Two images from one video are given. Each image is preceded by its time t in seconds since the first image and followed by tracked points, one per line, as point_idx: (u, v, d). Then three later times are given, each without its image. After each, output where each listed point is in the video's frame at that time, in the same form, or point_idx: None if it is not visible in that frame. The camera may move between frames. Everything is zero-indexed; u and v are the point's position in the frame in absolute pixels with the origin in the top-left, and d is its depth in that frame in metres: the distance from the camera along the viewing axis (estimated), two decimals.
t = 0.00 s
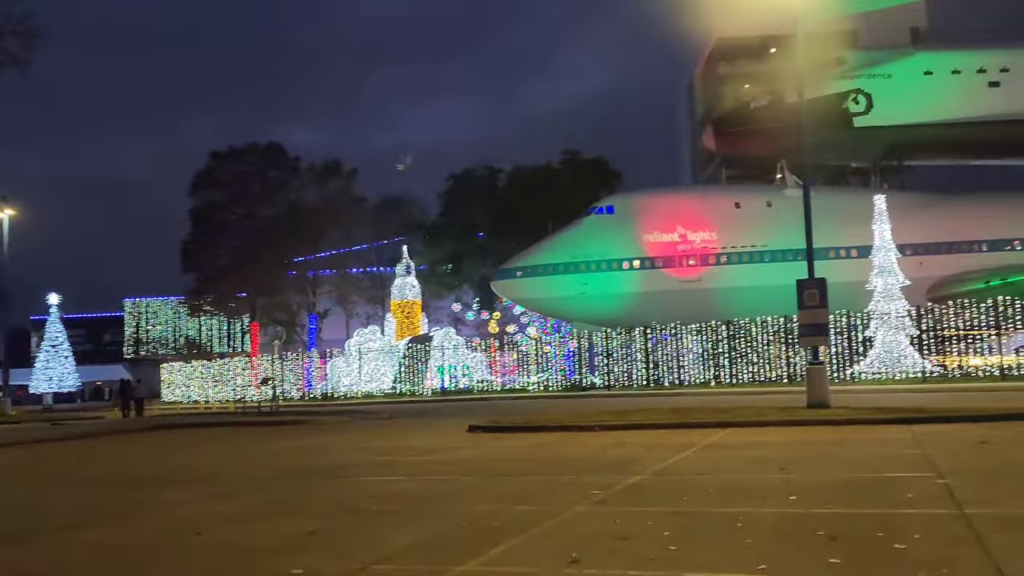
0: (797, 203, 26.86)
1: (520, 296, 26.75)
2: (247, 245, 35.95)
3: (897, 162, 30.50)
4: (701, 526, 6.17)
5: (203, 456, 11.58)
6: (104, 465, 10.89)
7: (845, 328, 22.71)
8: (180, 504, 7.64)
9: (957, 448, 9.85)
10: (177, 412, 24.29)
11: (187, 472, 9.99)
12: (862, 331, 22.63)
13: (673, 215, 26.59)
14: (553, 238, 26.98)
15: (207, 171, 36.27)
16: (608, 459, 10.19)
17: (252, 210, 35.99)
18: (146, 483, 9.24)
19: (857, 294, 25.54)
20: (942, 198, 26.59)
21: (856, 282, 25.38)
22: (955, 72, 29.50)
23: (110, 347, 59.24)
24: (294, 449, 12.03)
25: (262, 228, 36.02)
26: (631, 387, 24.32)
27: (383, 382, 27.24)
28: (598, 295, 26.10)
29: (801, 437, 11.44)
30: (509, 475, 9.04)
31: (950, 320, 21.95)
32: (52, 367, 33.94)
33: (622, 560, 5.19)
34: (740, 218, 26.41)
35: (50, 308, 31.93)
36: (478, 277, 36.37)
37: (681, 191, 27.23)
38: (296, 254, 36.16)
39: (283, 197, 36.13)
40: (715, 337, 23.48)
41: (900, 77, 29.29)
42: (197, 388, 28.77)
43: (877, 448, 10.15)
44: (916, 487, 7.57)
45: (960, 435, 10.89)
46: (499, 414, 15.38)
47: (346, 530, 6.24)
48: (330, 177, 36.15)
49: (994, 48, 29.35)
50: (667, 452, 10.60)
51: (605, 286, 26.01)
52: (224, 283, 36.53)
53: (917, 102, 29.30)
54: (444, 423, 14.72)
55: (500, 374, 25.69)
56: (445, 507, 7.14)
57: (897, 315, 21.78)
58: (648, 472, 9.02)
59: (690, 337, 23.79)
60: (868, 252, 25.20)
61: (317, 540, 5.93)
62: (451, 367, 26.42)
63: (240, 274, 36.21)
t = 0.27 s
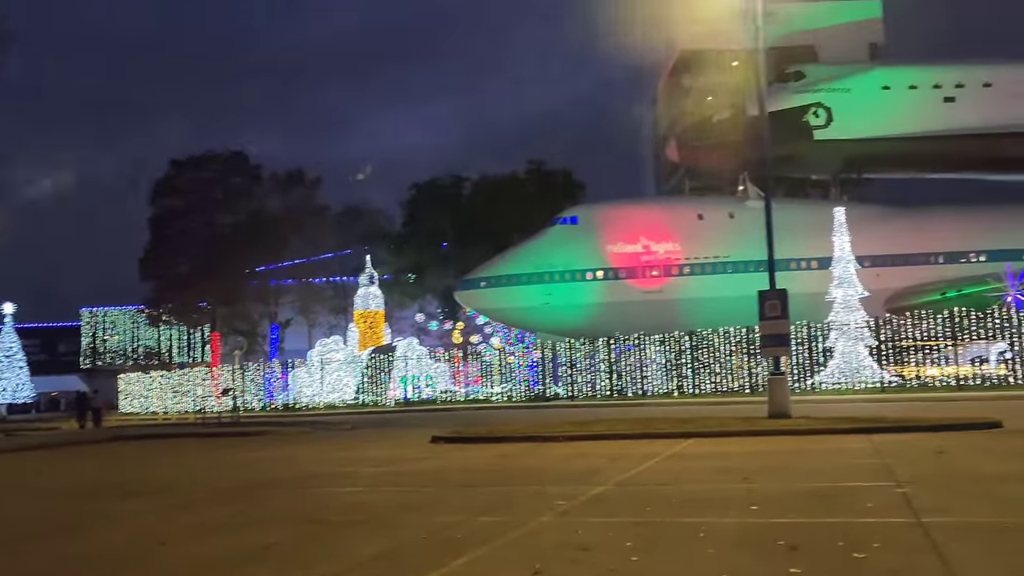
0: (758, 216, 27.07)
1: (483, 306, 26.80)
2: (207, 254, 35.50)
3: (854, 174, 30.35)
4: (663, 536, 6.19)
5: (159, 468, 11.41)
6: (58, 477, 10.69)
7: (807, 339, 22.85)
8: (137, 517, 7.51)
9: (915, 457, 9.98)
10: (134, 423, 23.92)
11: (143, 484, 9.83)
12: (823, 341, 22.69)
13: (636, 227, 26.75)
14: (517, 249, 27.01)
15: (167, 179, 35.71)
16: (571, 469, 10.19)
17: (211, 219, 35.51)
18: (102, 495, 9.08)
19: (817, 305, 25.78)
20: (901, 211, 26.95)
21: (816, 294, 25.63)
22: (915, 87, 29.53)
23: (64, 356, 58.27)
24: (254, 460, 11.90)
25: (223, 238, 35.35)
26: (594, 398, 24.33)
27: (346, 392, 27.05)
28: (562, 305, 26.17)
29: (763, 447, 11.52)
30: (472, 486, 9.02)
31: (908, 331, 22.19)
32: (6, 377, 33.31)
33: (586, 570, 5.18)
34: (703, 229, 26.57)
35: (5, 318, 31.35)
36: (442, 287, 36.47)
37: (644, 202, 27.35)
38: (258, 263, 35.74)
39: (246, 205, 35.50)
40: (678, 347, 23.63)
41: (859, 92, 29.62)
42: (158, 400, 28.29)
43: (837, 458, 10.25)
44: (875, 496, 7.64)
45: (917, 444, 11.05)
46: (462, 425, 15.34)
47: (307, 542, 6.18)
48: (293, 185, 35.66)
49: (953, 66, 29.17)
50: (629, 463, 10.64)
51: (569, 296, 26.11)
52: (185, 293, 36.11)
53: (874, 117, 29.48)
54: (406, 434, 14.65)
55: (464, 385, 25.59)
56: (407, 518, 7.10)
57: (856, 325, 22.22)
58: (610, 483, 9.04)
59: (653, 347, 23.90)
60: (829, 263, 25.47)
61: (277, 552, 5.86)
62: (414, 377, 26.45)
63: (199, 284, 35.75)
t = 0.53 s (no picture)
0: (718, 227, 27.17)
1: (443, 318, 26.69)
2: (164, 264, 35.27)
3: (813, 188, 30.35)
4: (621, 548, 6.19)
5: (113, 483, 11.22)
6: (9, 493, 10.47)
7: (765, 350, 23.01)
8: (89, 533, 7.37)
9: (870, 467, 10.09)
10: (88, 438, 23.51)
11: (97, 500, 9.66)
12: (781, 352, 22.91)
13: (595, 239, 26.78)
14: (478, 260, 27.01)
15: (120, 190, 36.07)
16: (532, 482, 10.16)
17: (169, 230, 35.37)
18: (54, 511, 8.89)
19: (775, 315, 26.10)
20: (857, 223, 27.30)
21: (774, 305, 25.93)
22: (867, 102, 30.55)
23: (16, 370, 57.21)
24: (211, 474, 11.75)
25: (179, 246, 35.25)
26: (555, 410, 24.30)
27: (305, 405, 26.81)
28: (522, 317, 26.17)
29: (722, 458, 11.58)
30: (432, 499, 8.98)
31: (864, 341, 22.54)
32: None
33: None
34: (663, 241, 26.71)
35: None
36: (400, 299, 35.99)
37: (605, 214, 27.44)
38: (215, 275, 35.34)
39: (202, 216, 35.87)
40: (638, 359, 23.72)
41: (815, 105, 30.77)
42: (111, 413, 27.62)
43: (795, 468, 10.34)
44: (831, 506, 7.71)
45: (873, 454, 11.18)
46: (422, 438, 15.28)
47: (264, 558, 6.10)
48: (251, 197, 36.31)
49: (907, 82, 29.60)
50: (590, 475, 10.66)
51: (529, 308, 26.11)
52: (141, 305, 35.63)
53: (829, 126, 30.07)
54: (366, 447, 14.56)
55: (424, 397, 25.50)
56: (366, 532, 7.04)
57: (814, 336, 22.44)
58: (570, 495, 9.04)
59: (614, 358, 23.85)
60: (787, 275, 25.78)
61: (232, 568, 5.77)
62: (374, 390, 26.24)
63: (156, 295, 35.33)
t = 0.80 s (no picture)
0: (673, 237, 27.32)
1: (399, 328, 26.67)
2: (115, 275, 34.68)
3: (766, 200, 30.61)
4: (577, 558, 6.19)
5: (61, 499, 10.98)
6: None
7: (720, 360, 23.19)
8: (35, 552, 7.20)
9: (823, 475, 10.21)
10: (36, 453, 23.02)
11: (43, 517, 9.44)
12: (735, 362, 23.11)
13: (550, 248, 26.75)
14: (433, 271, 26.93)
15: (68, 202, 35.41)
16: (488, 493, 10.12)
17: (116, 243, 34.94)
18: None
19: (729, 324, 26.36)
20: (810, 233, 27.63)
21: (729, 314, 26.19)
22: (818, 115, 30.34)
23: None
24: (162, 489, 11.55)
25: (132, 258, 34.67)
26: (511, 420, 24.30)
27: (258, 418, 26.58)
28: (478, 328, 26.21)
29: (677, 467, 11.65)
30: (388, 512, 8.90)
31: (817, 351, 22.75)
32: None
33: None
34: (618, 252, 26.80)
35: None
36: (358, 309, 36.12)
37: (561, 224, 27.49)
38: (165, 286, 34.65)
39: (152, 228, 35.17)
40: (594, 369, 23.79)
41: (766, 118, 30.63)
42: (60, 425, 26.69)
43: (749, 477, 10.43)
44: (785, 514, 7.78)
45: (825, 462, 11.31)
46: (378, 450, 15.17)
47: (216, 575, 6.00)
48: (203, 207, 35.67)
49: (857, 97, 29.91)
50: (546, 485, 10.65)
51: (484, 318, 26.15)
52: (91, 316, 35.01)
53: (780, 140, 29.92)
54: (321, 460, 14.42)
55: (379, 409, 25.25)
56: (320, 547, 6.96)
57: (768, 345, 22.63)
58: (527, 506, 9.02)
59: (570, 368, 23.93)
60: (741, 285, 26.01)
61: None
62: (329, 402, 25.95)
63: (106, 307, 34.74)
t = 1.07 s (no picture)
0: (623, 247, 27.59)
1: (350, 339, 26.44)
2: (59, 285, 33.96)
3: (715, 209, 30.93)
4: (532, 569, 6.16)
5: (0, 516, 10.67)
6: None
7: (671, 368, 23.35)
8: None
9: (772, 482, 10.31)
10: None
11: None
12: (687, 370, 23.20)
13: (502, 257, 26.89)
14: (385, 281, 26.82)
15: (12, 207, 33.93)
16: (441, 504, 10.06)
17: (62, 250, 33.42)
18: None
19: (679, 332, 26.58)
20: (760, 242, 27.97)
21: (680, 323, 26.40)
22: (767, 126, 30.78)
23: None
24: (107, 504, 11.28)
25: (75, 265, 33.47)
26: (463, 430, 24.22)
27: (206, 430, 26.09)
28: (429, 338, 26.00)
29: (629, 476, 11.69)
30: (340, 524, 8.79)
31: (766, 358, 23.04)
32: None
33: None
34: (570, 261, 26.94)
35: None
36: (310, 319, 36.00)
37: (513, 233, 27.57)
38: (110, 296, 33.75)
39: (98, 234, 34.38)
40: (546, 378, 23.83)
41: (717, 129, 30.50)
42: None
43: (700, 484, 10.49)
44: (736, 521, 7.83)
45: (774, 468, 11.43)
46: (328, 461, 15.01)
47: None
48: (149, 217, 35.77)
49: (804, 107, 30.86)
50: (499, 495, 10.61)
51: (435, 328, 25.94)
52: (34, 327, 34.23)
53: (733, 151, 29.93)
54: (270, 472, 14.21)
55: (331, 420, 24.95)
56: (270, 560, 6.84)
57: (719, 353, 22.82)
58: (480, 516, 8.97)
59: (522, 377, 23.99)
60: (692, 294, 26.25)
61: None
62: (279, 413, 25.77)
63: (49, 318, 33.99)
